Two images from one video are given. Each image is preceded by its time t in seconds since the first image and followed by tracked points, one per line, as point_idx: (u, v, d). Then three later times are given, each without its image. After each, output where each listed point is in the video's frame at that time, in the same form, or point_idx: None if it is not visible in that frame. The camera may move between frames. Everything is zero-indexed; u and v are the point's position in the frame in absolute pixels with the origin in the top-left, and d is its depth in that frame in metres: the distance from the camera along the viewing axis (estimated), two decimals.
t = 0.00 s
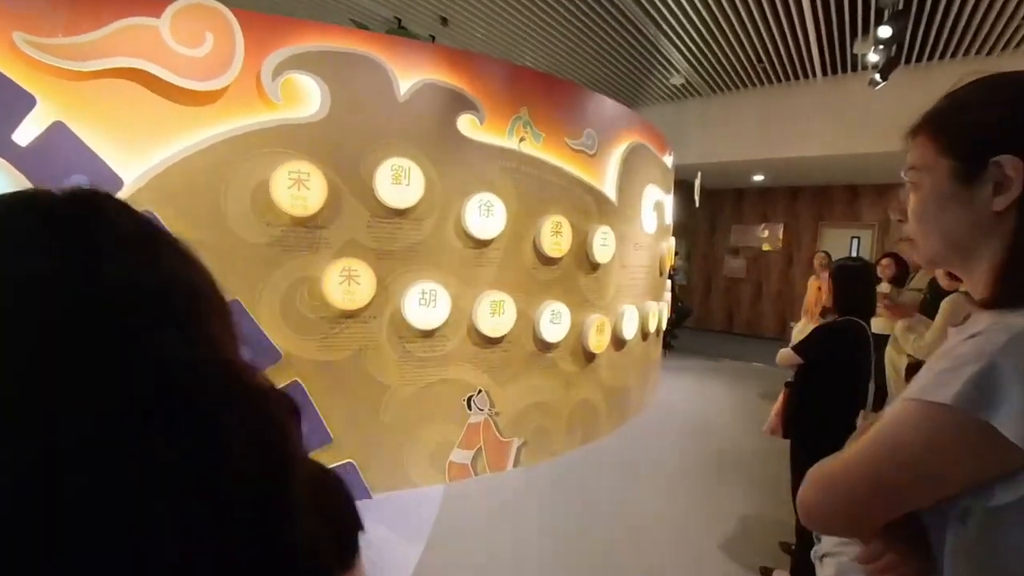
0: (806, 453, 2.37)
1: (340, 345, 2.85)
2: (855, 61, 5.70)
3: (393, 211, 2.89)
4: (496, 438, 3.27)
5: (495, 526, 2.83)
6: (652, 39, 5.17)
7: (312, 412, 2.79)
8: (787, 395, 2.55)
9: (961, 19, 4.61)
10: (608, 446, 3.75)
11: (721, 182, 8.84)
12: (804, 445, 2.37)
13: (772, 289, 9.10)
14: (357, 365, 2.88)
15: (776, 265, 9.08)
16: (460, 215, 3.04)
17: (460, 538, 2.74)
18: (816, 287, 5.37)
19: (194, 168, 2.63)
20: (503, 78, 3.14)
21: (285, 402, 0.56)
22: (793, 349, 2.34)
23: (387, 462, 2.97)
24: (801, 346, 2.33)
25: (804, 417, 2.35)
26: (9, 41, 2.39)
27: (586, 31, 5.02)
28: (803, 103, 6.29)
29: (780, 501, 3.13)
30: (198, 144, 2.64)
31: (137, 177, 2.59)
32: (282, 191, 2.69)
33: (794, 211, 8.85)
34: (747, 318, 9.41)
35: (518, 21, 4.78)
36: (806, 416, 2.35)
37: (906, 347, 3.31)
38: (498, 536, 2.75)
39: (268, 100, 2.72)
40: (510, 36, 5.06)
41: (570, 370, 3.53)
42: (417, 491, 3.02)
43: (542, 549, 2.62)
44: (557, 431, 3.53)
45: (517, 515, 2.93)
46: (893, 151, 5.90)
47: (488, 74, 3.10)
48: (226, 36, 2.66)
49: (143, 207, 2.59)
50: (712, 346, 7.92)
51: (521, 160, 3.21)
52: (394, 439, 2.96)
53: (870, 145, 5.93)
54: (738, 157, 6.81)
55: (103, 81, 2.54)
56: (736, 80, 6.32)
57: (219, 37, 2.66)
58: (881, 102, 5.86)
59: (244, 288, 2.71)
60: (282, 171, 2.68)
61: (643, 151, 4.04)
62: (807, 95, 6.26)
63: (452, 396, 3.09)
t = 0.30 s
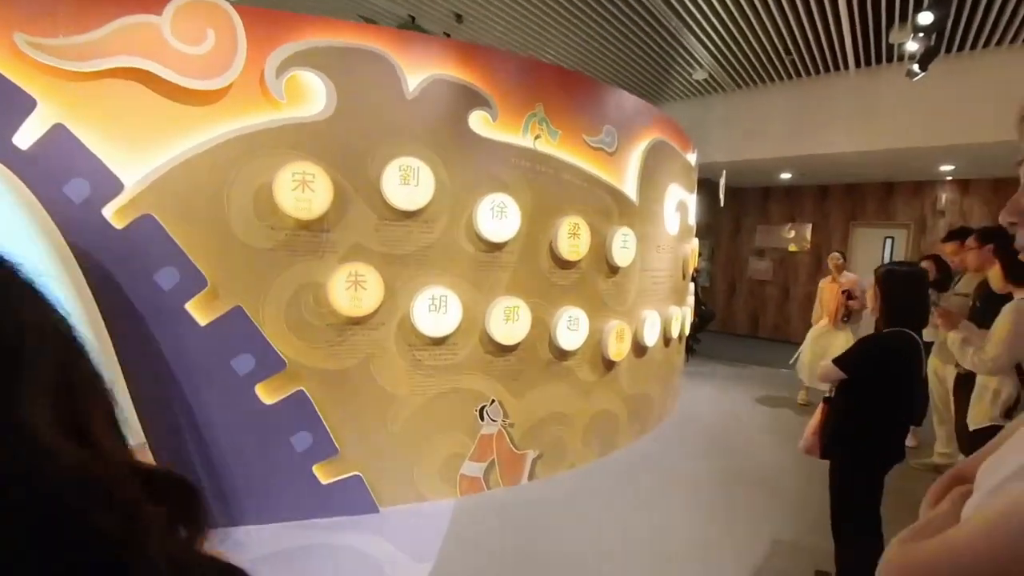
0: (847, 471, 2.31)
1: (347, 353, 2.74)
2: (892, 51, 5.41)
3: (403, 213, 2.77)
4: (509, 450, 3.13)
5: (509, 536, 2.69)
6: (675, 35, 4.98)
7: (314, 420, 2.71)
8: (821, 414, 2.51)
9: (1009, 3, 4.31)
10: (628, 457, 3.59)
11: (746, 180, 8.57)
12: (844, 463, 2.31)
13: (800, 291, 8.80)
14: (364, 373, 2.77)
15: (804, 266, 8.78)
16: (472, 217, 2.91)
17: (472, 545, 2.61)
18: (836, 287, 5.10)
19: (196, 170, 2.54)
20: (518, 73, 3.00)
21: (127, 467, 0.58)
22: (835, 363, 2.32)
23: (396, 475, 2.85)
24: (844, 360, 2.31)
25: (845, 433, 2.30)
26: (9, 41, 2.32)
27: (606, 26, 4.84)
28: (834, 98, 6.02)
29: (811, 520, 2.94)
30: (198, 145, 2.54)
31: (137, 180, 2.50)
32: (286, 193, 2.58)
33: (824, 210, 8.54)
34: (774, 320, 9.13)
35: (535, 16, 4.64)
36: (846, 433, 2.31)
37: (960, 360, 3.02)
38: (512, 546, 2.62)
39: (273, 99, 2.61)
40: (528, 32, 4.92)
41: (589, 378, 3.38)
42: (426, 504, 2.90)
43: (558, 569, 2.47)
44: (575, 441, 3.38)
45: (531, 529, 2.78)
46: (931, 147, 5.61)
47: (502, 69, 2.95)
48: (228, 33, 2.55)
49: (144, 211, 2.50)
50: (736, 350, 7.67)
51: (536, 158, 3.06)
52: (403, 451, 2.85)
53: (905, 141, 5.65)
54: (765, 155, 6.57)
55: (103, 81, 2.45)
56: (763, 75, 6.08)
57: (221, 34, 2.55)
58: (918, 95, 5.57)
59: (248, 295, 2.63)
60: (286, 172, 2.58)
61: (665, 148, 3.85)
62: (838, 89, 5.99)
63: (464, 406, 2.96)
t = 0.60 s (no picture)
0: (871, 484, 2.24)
1: (353, 357, 2.69)
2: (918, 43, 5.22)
3: (410, 215, 2.72)
4: (519, 457, 3.06)
5: (518, 543, 2.62)
6: (691, 31, 4.87)
7: (320, 425, 2.66)
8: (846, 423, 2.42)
9: None
10: (641, 465, 3.50)
11: (764, 180, 8.41)
12: (869, 476, 2.24)
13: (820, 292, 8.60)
14: (371, 379, 2.72)
15: (824, 267, 8.59)
16: (480, 219, 2.84)
17: (481, 553, 2.54)
18: (847, 287, 4.90)
19: (200, 171, 2.51)
20: (528, 71, 2.93)
21: None
22: (859, 372, 2.23)
23: (402, 482, 2.80)
24: (868, 368, 2.23)
25: (869, 445, 2.22)
26: (16, 44, 2.31)
27: (619, 23, 4.75)
28: (856, 93, 5.84)
29: (833, 533, 2.83)
30: (203, 147, 2.51)
31: (143, 182, 2.48)
32: (291, 194, 2.53)
33: (845, 208, 8.33)
34: (793, 322, 8.94)
35: (546, 14, 4.56)
36: (871, 445, 2.22)
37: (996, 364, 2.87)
38: (521, 554, 2.55)
39: (278, 99, 2.57)
40: (538, 31, 4.85)
41: (601, 383, 3.30)
42: (434, 511, 2.84)
43: None
44: (587, 448, 3.30)
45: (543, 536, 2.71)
46: (958, 144, 5.42)
47: (511, 67, 2.89)
48: (233, 34, 2.51)
49: (149, 214, 2.47)
50: (753, 354, 7.51)
51: (546, 158, 2.99)
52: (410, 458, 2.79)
53: (930, 137, 5.47)
54: (783, 153, 6.42)
55: (109, 83, 2.43)
56: (781, 70, 5.94)
57: (225, 35, 2.51)
58: (944, 89, 5.39)
59: (253, 298, 2.58)
60: (290, 173, 2.53)
61: (680, 146, 3.75)
62: (861, 84, 5.82)
63: (472, 412, 2.90)
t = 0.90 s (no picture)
0: (892, 497, 2.15)
1: (358, 362, 2.68)
2: (945, 37, 5.04)
3: (415, 219, 2.70)
4: (527, 463, 3.02)
5: (524, 550, 2.58)
6: (707, 29, 4.78)
7: (326, 430, 2.66)
8: (866, 432, 2.33)
9: None
10: (654, 472, 3.44)
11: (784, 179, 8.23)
12: (890, 489, 2.15)
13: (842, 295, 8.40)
14: (377, 384, 2.71)
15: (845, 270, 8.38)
16: (487, 223, 2.82)
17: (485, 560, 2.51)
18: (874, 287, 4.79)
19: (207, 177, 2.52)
20: (536, 72, 2.89)
21: None
22: (879, 381, 2.13)
23: (409, 487, 2.79)
24: (888, 378, 2.13)
25: (889, 458, 2.14)
26: (32, 55, 2.37)
27: (631, 23, 4.67)
28: (880, 89, 5.67)
29: (850, 547, 2.73)
30: (209, 153, 2.51)
31: (152, 188, 2.48)
32: (297, 199, 2.53)
33: (870, 208, 8.11)
34: (814, 325, 8.74)
35: (556, 15, 4.51)
36: (891, 458, 2.13)
37: None
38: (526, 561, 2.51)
39: (284, 104, 2.56)
40: (549, 32, 4.79)
41: (610, 389, 3.24)
42: (441, 518, 2.83)
43: None
44: (596, 454, 3.25)
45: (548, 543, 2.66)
46: (987, 141, 5.23)
47: (519, 69, 2.85)
48: (239, 39, 2.50)
49: (157, 219, 2.49)
50: (773, 358, 7.36)
51: (555, 160, 2.94)
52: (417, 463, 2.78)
53: (956, 134, 5.29)
54: (804, 152, 6.26)
55: (118, 91, 2.45)
56: (801, 67, 5.79)
57: (232, 41, 2.50)
58: (973, 84, 5.19)
59: (260, 303, 2.59)
60: (297, 178, 2.52)
61: (693, 146, 3.67)
62: (884, 80, 5.64)
63: (479, 418, 2.88)
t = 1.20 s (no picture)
0: (905, 505, 2.09)
1: (363, 361, 2.68)
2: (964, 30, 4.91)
3: (420, 218, 2.69)
4: (533, 464, 3.00)
5: (528, 552, 2.56)
6: (717, 25, 4.71)
7: (331, 429, 2.66)
8: (880, 436, 2.27)
9: None
10: (663, 474, 3.39)
11: (799, 178, 8.11)
12: (903, 495, 2.10)
13: (859, 296, 8.25)
14: (382, 383, 2.71)
15: (862, 270, 8.23)
16: (493, 222, 2.80)
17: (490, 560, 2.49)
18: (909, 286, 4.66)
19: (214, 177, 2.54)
20: (542, 70, 2.87)
21: None
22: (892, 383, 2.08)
23: (414, 487, 2.78)
24: (901, 380, 2.07)
25: (906, 463, 2.07)
26: (44, 59, 2.42)
27: (639, 20, 4.63)
28: (897, 85, 5.55)
29: (863, 553, 2.67)
30: (216, 154, 2.52)
31: (161, 189, 2.51)
32: (302, 199, 2.53)
33: (887, 207, 7.95)
34: (829, 327, 8.59)
35: (563, 13, 4.48)
36: (907, 462, 2.07)
37: None
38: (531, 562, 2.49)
39: (289, 105, 2.56)
40: (556, 31, 4.77)
41: (617, 389, 3.21)
42: (446, 518, 2.81)
43: None
44: (603, 456, 3.22)
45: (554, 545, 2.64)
46: (1008, 137, 5.10)
47: (524, 67, 2.83)
48: (245, 40, 2.51)
49: (165, 219, 2.51)
50: (787, 359, 7.25)
51: (561, 159, 2.92)
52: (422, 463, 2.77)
53: (976, 130, 5.16)
54: (818, 150, 6.16)
55: (127, 93, 2.48)
56: (816, 63, 5.69)
57: (238, 42, 2.51)
58: (993, 78, 5.06)
59: (265, 302, 2.59)
60: (302, 178, 2.52)
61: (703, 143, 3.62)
62: (902, 76, 5.52)
63: (484, 418, 2.86)
